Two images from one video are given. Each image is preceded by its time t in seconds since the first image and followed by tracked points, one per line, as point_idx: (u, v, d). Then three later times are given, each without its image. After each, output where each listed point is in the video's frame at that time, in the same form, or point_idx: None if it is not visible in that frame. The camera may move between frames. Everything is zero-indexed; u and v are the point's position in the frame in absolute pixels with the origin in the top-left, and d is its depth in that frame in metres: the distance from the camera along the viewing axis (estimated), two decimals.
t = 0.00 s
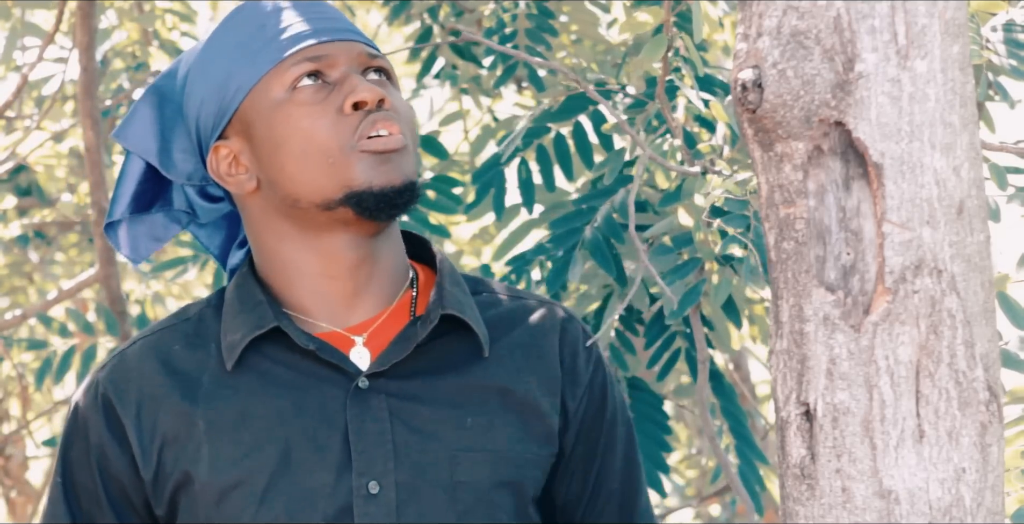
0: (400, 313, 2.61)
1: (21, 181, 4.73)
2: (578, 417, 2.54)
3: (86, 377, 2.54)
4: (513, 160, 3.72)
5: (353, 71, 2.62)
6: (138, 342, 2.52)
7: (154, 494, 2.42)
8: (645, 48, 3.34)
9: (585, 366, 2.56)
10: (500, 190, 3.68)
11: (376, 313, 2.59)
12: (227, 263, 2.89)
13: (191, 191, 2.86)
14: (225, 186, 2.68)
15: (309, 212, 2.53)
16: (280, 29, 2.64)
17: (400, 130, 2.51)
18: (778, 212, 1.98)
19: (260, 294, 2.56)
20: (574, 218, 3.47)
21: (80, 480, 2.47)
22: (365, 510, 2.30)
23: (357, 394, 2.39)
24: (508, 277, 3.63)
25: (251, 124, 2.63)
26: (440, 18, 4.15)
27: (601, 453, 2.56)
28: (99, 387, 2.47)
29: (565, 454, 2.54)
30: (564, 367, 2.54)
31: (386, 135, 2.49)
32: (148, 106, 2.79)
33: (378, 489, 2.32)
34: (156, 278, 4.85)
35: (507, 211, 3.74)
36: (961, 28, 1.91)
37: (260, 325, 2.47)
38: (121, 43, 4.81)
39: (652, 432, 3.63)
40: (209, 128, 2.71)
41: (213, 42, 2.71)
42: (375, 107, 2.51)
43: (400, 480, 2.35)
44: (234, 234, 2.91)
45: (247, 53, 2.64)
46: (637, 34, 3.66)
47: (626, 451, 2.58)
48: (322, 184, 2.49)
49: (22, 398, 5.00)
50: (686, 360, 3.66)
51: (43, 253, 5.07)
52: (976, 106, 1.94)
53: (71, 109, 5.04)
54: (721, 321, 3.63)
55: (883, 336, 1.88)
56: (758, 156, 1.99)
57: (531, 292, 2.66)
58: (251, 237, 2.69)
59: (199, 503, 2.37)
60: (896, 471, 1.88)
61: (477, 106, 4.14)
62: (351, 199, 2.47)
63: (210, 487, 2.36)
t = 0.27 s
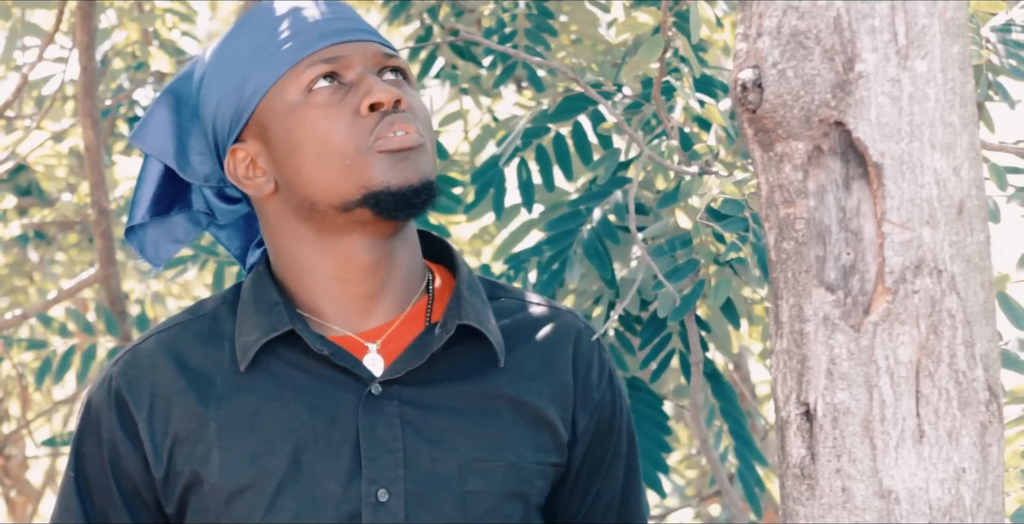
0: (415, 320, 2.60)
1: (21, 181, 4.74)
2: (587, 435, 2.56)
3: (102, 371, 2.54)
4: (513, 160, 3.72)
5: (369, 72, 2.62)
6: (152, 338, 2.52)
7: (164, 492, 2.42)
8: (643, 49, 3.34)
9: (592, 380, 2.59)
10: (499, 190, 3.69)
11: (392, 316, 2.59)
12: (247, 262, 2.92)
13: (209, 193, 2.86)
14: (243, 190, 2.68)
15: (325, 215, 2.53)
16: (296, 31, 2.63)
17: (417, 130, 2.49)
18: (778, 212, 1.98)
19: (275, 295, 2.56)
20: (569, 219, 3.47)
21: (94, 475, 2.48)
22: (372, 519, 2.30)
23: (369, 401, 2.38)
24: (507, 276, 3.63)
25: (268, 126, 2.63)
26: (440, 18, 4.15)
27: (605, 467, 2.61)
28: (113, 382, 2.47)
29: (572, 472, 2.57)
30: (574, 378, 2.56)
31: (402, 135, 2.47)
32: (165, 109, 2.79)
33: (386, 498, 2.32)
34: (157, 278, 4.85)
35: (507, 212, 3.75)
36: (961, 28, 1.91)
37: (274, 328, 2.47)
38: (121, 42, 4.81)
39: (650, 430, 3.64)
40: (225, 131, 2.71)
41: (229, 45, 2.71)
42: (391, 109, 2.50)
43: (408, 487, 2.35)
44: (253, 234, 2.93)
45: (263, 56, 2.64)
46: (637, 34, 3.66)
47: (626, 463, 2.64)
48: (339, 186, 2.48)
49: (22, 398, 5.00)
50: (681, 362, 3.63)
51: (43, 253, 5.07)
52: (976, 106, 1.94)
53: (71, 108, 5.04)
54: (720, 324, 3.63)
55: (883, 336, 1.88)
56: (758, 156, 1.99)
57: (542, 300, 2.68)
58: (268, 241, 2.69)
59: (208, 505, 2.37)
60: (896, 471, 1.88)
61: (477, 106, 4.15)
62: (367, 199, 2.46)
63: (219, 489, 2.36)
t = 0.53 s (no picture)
0: (424, 321, 2.61)
1: (21, 181, 4.76)
2: (598, 434, 2.55)
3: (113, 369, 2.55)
4: (512, 160, 3.71)
5: (381, 74, 2.61)
6: (162, 335, 2.54)
7: (174, 490, 2.43)
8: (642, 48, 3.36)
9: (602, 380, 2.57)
10: (499, 190, 3.68)
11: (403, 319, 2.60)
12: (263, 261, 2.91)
13: (221, 194, 2.86)
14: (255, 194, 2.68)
15: (339, 218, 2.53)
16: (307, 34, 2.62)
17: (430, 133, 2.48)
18: (778, 212, 1.98)
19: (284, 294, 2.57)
20: (568, 217, 3.46)
21: (106, 473, 2.51)
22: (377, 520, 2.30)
23: (375, 403, 2.39)
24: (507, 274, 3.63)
25: (280, 130, 2.62)
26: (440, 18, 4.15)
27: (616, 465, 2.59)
28: (123, 380, 2.49)
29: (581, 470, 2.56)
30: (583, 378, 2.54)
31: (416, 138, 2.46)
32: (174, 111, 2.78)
33: (390, 500, 2.32)
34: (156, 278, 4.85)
35: (507, 212, 3.74)
36: (961, 28, 1.91)
37: (282, 328, 2.47)
38: (121, 42, 4.81)
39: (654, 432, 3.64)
40: (236, 134, 2.70)
41: (239, 48, 2.70)
42: (404, 112, 2.49)
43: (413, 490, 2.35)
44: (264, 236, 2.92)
45: (275, 59, 2.63)
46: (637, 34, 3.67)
47: (640, 464, 2.61)
48: (353, 191, 2.48)
49: (22, 398, 5.00)
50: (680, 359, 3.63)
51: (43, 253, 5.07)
52: (976, 106, 1.94)
53: (71, 108, 5.04)
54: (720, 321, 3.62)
55: (883, 336, 1.88)
56: (758, 156, 1.99)
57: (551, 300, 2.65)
58: (280, 244, 2.70)
59: (215, 504, 2.38)
60: (896, 471, 1.88)
61: (477, 106, 4.16)
62: (381, 203, 2.45)
63: (226, 489, 2.37)
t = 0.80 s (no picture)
0: (422, 318, 2.61)
1: (20, 181, 4.73)
2: (599, 426, 2.52)
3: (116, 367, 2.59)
4: (512, 159, 3.72)
5: (379, 77, 2.62)
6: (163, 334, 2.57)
7: (174, 488, 2.47)
8: (644, 47, 3.35)
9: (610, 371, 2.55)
10: (498, 190, 3.69)
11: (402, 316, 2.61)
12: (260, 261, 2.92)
13: (218, 196, 2.86)
14: (256, 200, 2.69)
15: (340, 222, 2.54)
16: (304, 39, 2.63)
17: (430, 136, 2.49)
18: (778, 212, 1.98)
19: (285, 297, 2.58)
20: (571, 215, 3.48)
21: (109, 472, 2.54)
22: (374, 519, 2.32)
23: (372, 402, 2.40)
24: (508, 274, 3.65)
25: (280, 136, 2.63)
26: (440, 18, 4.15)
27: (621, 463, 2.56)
28: (125, 380, 2.53)
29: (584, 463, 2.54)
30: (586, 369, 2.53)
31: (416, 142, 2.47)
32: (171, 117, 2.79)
33: (387, 499, 2.34)
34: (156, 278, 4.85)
35: (507, 211, 3.75)
36: (961, 28, 1.91)
37: (279, 328, 2.50)
38: (121, 42, 4.80)
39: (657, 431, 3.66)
40: (236, 139, 2.71)
41: (236, 54, 2.70)
42: (403, 115, 2.50)
43: (410, 488, 2.36)
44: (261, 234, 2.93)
45: (273, 65, 2.64)
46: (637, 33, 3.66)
47: (646, 456, 2.57)
48: (354, 196, 2.49)
49: (22, 398, 5.00)
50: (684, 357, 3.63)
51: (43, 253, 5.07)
52: (976, 105, 1.94)
53: (70, 109, 5.04)
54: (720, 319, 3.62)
55: (883, 336, 1.88)
56: (758, 156, 1.99)
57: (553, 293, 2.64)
58: (282, 247, 2.72)
59: (214, 503, 2.42)
60: (896, 471, 1.88)
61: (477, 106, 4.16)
62: (384, 207, 2.46)
63: (224, 488, 2.40)
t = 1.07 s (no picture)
0: (410, 311, 2.70)
1: (21, 181, 4.73)
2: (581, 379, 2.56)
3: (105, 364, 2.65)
4: (513, 160, 3.71)
5: (382, 90, 2.63)
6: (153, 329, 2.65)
7: (168, 483, 2.54)
8: (644, 47, 3.35)
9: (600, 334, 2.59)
10: (501, 190, 3.69)
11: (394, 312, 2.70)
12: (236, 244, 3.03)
13: (200, 188, 2.91)
14: (254, 208, 2.73)
15: (344, 235, 2.60)
16: (308, 51, 2.62)
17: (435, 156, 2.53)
18: (778, 211, 1.99)
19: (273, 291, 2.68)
20: (573, 215, 3.47)
21: (99, 467, 2.58)
22: (371, 511, 2.40)
23: (366, 393, 2.48)
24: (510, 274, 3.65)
25: (281, 149, 2.65)
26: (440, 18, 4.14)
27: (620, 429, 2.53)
28: (117, 376, 2.60)
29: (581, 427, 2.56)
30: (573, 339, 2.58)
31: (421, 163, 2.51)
32: (157, 110, 2.82)
33: (383, 490, 2.42)
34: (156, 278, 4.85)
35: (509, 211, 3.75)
36: (961, 28, 1.91)
37: (270, 325, 2.57)
38: (122, 43, 4.80)
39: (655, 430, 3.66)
40: (231, 148, 2.72)
41: (237, 60, 2.69)
42: (409, 135, 2.53)
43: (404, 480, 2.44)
44: (239, 219, 3.02)
45: (275, 78, 2.63)
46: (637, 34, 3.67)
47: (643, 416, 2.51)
48: (361, 216, 2.53)
49: (22, 398, 5.00)
50: (686, 356, 3.63)
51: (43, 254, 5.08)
52: (976, 105, 1.94)
53: (71, 109, 5.04)
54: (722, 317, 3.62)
55: (883, 336, 1.88)
56: (758, 156, 1.99)
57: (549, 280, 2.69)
58: (275, 246, 2.79)
59: (208, 498, 2.48)
60: (896, 471, 1.88)
61: (477, 106, 4.18)
62: (390, 228, 2.51)
63: (218, 482, 2.47)
